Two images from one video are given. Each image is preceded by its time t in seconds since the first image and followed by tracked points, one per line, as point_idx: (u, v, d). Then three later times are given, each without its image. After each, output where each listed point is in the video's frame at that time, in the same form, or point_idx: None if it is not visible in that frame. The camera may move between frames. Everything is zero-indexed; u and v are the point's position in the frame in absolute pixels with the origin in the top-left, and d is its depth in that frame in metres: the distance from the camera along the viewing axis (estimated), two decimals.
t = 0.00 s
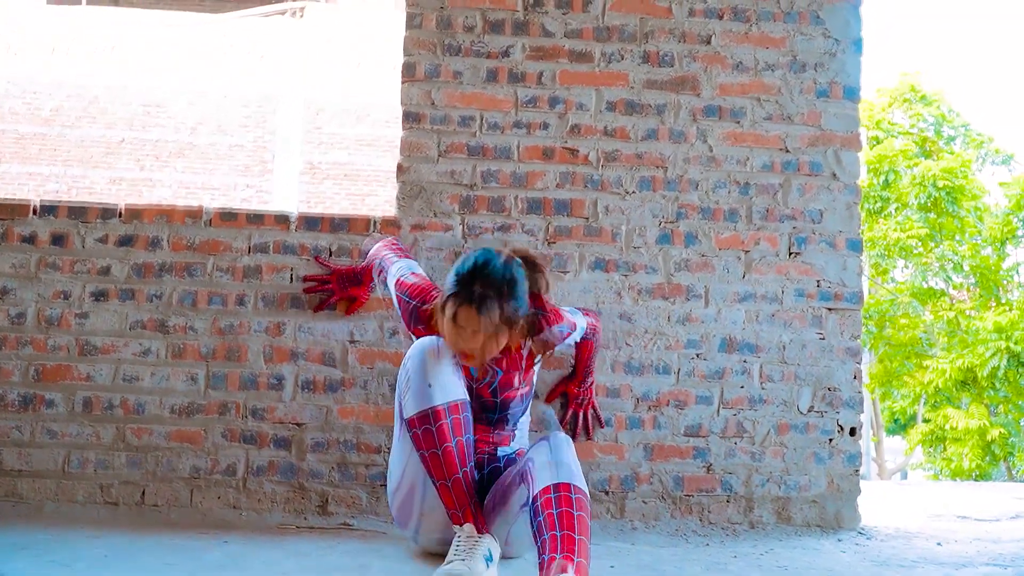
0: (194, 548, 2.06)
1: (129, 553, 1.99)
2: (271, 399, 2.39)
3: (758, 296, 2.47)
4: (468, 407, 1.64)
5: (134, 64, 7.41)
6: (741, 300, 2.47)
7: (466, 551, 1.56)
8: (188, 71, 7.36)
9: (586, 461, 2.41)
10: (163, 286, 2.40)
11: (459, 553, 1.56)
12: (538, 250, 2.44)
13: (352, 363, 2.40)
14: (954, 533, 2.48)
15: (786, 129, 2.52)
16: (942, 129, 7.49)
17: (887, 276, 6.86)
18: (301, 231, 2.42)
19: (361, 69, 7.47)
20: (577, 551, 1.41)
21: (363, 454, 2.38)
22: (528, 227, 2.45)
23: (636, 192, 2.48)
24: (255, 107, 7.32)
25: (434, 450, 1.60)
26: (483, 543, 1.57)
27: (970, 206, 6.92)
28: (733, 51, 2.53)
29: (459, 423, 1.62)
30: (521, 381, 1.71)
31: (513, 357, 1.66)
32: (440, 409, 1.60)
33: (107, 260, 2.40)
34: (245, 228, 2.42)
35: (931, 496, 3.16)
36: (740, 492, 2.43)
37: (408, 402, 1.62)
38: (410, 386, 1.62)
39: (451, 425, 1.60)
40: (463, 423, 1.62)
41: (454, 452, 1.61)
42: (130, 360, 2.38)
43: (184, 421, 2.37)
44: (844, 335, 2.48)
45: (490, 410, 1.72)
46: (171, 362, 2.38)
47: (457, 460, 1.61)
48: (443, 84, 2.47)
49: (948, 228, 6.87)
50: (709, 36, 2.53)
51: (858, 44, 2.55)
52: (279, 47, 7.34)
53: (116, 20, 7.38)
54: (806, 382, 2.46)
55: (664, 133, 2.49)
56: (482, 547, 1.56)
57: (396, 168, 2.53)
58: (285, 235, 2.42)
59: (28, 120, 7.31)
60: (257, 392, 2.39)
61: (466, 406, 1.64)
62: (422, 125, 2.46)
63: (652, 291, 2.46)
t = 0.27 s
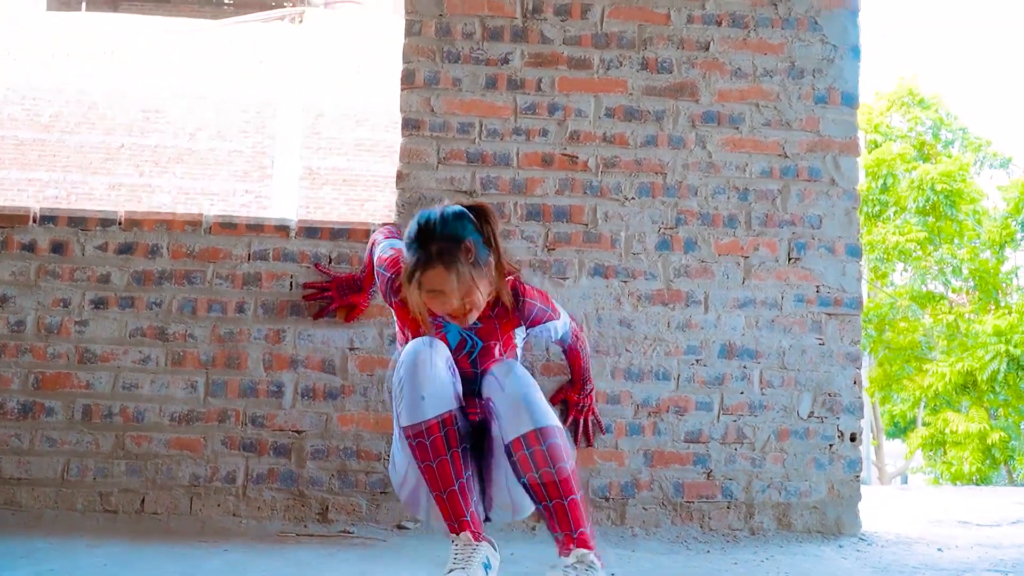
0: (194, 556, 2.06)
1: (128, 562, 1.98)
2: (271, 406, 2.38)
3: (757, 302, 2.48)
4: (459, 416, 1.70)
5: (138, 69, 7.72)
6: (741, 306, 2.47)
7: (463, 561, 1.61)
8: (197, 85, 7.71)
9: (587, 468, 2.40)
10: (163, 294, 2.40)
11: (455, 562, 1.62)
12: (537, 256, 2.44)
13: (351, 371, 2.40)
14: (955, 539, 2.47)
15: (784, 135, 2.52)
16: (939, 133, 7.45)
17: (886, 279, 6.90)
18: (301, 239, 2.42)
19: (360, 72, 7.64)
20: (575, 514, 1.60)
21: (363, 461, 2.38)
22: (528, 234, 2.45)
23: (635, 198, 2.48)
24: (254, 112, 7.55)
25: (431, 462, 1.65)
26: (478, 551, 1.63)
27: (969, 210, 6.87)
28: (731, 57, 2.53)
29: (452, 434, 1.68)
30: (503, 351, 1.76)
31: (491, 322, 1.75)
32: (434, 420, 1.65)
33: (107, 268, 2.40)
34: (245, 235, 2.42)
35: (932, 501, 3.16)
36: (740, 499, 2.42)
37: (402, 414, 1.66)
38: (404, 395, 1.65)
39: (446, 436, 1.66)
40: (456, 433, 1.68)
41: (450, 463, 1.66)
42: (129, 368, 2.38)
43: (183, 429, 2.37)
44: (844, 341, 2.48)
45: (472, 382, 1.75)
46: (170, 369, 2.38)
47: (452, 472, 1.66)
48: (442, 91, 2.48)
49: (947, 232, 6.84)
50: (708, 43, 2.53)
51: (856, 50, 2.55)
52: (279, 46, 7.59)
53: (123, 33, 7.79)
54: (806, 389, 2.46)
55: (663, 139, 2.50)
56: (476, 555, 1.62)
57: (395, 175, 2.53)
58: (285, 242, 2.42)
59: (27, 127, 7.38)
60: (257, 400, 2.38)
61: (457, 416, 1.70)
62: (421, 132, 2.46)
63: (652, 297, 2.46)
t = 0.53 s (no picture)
0: (192, 571, 2.05)
1: None
2: (270, 420, 2.38)
3: (757, 315, 2.47)
4: (454, 432, 1.70)
5: (137, 68, 7.33)
6: (741, 319, 2.47)
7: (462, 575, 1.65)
8: (192, 86, 7.36)
9: (586, 481, 2.39)
10: (163, 307, 2.40)
11: None
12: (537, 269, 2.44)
13: (351, 384, 2.40)
14: (957, 553, 2.46)
15: (783, 148, 2.53)
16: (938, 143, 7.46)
17: (885, 289, 6.86)
18: (300, 252, 2.43)
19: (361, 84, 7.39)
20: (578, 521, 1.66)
21: (362, 474, 2.37)
22: (528, 247, 2.45)
23: (635, 211, 2.48)
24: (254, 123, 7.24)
25: (426, 482, 1.67)
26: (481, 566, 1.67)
27: (968, 219, 6.85)
28: (730, 71, 2.54)
29: (445, 453, 1.68)
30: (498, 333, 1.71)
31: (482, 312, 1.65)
32: (427, 440, 1.67)
33: (106, 281, 2.40)
34: (245, 248, 2.42)
35: (933, 514, 3.14)
36: (741, 512, 2.42)
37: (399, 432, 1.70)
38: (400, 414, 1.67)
39: (438, 456, 1.67)
40: (450, 452, 1.68)
41: (444, 482, 1.67)
42: (128, 381, 2.37)
43: (182, 442, 2.36)
44: (844, 354, 2.48)
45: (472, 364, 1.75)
46: (169, 383, 2.38)
47: (447, 491, 1.66)
48: (442, 104, 2.48)
49: (947, 241, 6.82)
50: (707, 56, 2.54)
51: (854, 63, 2.56)
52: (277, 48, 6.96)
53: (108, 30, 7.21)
54: (806, 402, 2.46)
55: (662, 153, 2.50)
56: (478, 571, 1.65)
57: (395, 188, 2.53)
58: (284, 255, 2.43)
59: (28, 137, 7.26)
60: (256, 413, 2.38)
61: (453, 432, 1.69)
62: (421, 145, 2.46)
63: (651, 310, 2.46)
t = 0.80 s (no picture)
0: None
1: None
2: (269, 440, 2.37)
3: (759, 339, 2.46)
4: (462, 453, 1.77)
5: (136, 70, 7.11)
6: (743, 343, 2.46)
7: None
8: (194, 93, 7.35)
9: (587, 505, 2.37)
10: (163, 325, 2.40)
11: None
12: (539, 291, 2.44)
13: (350, 405, 2.39)
14: None
15: (786, 172, 2.52)
16: (939, 162, 7.40)
17: (888, 308, 6.80)
18: (302, 271, 2.42)
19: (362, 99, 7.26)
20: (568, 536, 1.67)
21: (361, 496, 2.36)
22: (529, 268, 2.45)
23: (637, 233, 2.48)
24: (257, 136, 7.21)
25: (429, 499, 1.73)
26: None
27: (971, 238, 6.85)
28: (733, 94, 2.54)
29: (451, 473, 1.74)
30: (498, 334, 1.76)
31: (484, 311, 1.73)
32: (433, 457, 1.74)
33: (107, 299, 2.40)
34: (246, 267, 2.42)
35: (936, 540, 3.11)
36: (742, 539, 2.39)
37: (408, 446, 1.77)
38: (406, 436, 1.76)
39: (444, 474, 1.73)
40: (456, 472, 1.74)
41: (447, 501, 1.72)
42: (127, 399, 2.37)
43: (180, 462, 2.35)
44: (847, 379, 2.46)
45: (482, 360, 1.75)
46: (169, 401, 2.37)
47: (449, 511, 1.71)
48: (445, 125, 2.48)
49: (948, 261, 6.77)
50: (710, 79, 2.54)
51: (857, 87, 2.56)
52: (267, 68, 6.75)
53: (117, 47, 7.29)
54: (809, 428, 2.44)
55: (665, 176, 2.50)
56: None
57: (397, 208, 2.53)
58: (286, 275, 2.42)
59: (33, 147, 7.30)
60: (255, 433, 2.37)
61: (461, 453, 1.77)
62: (424, 166, 2.46)
63: (653, 333, 2.44)
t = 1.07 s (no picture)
0: None
1: None
2: (271, 469, 2.36)
3: (763, 371, 2.46)
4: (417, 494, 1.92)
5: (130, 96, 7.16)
6: (747, 374, 2.45)
7: None
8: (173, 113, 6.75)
9: (589, 537, 2.36)
10: (167, 353, 2.40)
11: None
12: (543, 321, 2.43)
13: (353, 434, 2.38)
14: None
15: (791, 204, 2.52)
16: (944, 189, 7.38)
17: (891, 334, 6.77)
18: (306, 299, 2.43)
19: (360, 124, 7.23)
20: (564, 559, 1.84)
21: (362, 526, 2.34)
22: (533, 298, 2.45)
23: (641, 264, 2.48)
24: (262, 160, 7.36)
25: (375, 523, 1.91)
26: None
27: (974, 267, 6.84)
28: (738, 125, 2.55)
29: (400, 509, 1.91)
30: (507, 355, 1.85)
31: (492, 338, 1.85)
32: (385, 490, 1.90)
33: (111, 326, 2.40)
34: (250, 295, 2.42)
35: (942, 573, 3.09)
36: (746, 572, 2.37)
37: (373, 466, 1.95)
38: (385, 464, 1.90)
39: (391, 508, 1.90)
40: (403, 510, 1.91)
41: (387, 531, 1.90)
42: (129, 428, 2.36)
43: (181, 491, 2.34)
44: (851, 412, 2.45)
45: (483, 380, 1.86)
46: (171, 430, 2.37)
47: (386, 539, 1.90)
48: (450, 155, 2.49)
49: (951, 288, 6.77)
50: (714, 111, 2.55)
51: (861, 119, 2.57)
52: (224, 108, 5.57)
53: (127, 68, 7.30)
54: (813, 460, 2.43)
55: (669, 206, 2.50)
56: None
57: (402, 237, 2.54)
58: (290, 303, 2.42)
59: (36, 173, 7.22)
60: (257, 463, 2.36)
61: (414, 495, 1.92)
62: (428, 195, 2.47)
63: (657, 364, 2.44)
